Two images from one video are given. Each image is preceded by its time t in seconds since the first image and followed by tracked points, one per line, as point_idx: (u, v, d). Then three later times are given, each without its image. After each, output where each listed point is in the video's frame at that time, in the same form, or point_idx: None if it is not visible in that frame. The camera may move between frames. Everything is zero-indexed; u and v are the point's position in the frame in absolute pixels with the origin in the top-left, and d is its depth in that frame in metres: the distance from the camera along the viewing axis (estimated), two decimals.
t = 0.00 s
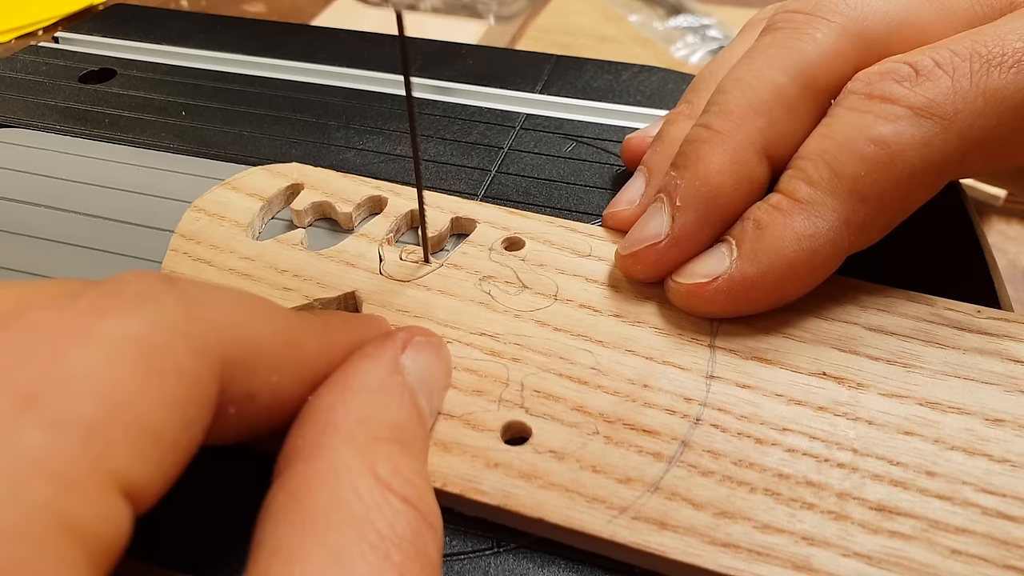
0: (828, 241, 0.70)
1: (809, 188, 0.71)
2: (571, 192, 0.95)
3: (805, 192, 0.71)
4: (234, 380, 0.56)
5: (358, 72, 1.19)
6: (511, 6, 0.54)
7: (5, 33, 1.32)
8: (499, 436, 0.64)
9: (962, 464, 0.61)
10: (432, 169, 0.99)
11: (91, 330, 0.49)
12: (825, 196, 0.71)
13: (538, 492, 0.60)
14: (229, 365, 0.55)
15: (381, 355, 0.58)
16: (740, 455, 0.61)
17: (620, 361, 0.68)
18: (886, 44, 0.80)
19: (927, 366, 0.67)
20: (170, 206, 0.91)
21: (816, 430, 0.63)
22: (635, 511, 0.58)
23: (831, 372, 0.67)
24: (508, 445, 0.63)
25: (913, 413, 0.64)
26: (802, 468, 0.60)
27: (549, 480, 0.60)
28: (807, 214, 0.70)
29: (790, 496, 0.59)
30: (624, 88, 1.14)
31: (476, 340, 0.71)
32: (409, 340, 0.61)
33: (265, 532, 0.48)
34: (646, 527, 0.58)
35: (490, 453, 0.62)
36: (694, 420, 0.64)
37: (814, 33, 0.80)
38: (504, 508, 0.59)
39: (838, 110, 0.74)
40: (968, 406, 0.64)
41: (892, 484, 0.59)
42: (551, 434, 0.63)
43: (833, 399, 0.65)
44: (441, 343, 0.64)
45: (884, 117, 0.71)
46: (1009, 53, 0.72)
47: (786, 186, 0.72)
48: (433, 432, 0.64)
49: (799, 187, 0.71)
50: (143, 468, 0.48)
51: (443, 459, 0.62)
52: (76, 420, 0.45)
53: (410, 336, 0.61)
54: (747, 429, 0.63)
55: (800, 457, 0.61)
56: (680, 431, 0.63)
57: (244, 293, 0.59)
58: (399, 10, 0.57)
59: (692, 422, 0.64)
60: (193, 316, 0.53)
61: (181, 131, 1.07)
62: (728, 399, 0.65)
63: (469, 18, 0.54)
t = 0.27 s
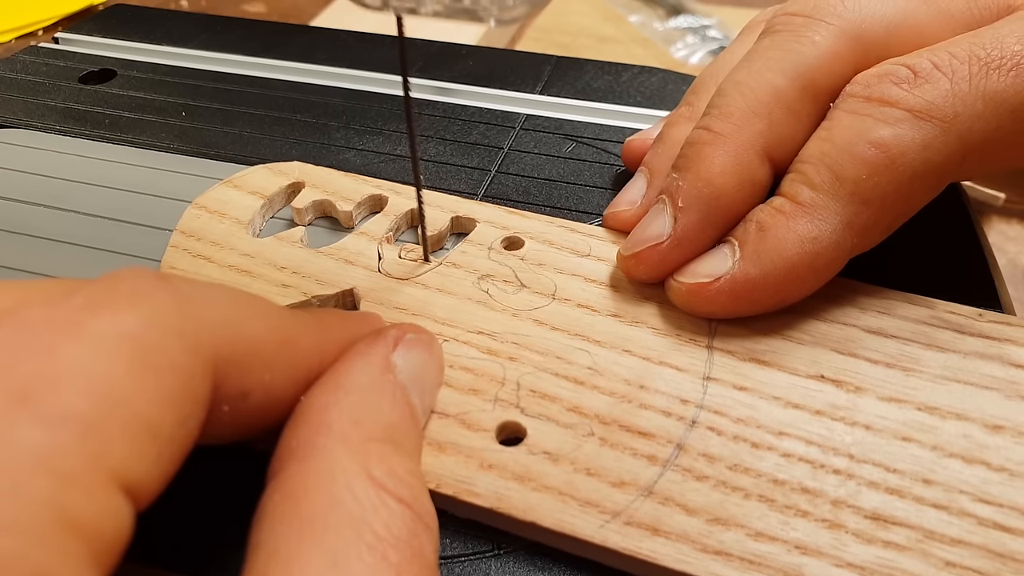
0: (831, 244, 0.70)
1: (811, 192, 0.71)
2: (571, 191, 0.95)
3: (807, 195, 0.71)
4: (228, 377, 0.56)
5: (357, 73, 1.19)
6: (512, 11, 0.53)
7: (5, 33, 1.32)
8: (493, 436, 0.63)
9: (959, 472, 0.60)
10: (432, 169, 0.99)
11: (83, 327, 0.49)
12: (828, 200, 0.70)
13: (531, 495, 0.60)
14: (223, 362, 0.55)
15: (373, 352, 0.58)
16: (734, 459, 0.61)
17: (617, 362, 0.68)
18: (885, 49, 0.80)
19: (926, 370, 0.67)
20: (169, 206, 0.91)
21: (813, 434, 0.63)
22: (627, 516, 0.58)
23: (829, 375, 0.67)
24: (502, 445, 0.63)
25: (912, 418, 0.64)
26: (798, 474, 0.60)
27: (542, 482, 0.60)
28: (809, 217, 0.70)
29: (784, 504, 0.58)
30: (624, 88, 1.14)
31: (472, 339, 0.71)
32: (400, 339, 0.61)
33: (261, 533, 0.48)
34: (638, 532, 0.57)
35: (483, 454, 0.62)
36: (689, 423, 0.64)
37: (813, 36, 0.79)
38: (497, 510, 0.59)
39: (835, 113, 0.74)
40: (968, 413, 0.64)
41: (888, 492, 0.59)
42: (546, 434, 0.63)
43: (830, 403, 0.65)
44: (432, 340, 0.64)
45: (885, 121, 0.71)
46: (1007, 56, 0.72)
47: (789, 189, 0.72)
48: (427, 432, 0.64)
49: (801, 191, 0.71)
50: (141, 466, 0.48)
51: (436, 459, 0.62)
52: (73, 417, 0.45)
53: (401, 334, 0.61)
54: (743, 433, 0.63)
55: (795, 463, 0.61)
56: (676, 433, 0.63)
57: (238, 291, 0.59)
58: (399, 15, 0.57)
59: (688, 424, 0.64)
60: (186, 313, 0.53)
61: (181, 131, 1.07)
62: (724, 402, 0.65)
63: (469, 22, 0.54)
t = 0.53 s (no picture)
0: (830, 253, 0.70)
1: (811, 200, 0.71)
2: (571, 192, 0.95)
3: (807, 204, 0.71)
4: (224, 369, 0.56)
5: (357, 73, 1.19)
6: (512, 12, 0.53)
7: (5, 33, 1.32)
8: (485, 436, 0.64)
9: (953, 479, 0.61)
10: (432, 170, 0.99)
11: (83, 319, 0.49)
12: (828, 208, 0.71)
13: (520, 494, 0.60)
14: (219, 355, 0.55)
15: (366, 353, 0.58)
16: (725, 464, 0.61)
17: (611, 366, 0.68)
18: (888, 51, 0.80)
19: (923, 379, 0.67)
20: (168, 206, 0.91)
21: (806, 440, 0.63)
22: (616, 517, 0.59)
23: (824, 382, 0.67)
24: (493, 446, 0.64)
25: (906, 426, 0.64)
26: (789, 479, 0.60)
27: (531, 482, 0.61)
28: (809, 225, 0.70)
29: (775, 508, 0.59)
30: (624, 88, 1.14)
31: (467, 341, 0.71)
32: (393, 338, 0.61)
33: (253, 530, 0.48)
34: (626, 533, 0.58)
35: (473, 454, 0.63)
36: (682, 426, 0.64)
37: (816, 41, 0.80)
38: (486, 509, 0.60)
39: (839, 122, 0.74)
40: (964, 422, 0.64)
41: (879, 498, 0.59)
42: (536, 436, 0.63)
43: (824, 410, 0.65)
44: (426, 341, 0.64)
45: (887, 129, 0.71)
46: (1006, 61, 0.72)
47: (790, 197, 0.72)
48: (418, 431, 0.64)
49: (801, 199, 0.71)
50: (139, 457, 0.48)
51: (426, 458, 0.62)
52: (72, 407, 0.46)
53: (394, 334, 0.62)
54: (735, 438, 0.63)
55: (787, 468, 0.61)
56: (667, 437, 0.63)
57: (234, 286, 0.59)
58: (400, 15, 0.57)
59: (679, 428, 0.64)
60: (182, 305, 0.53)
61: (181, 132, 1.07)
62: (717, 407, 0.65)
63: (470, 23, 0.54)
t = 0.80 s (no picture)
0: (829, 248, 0.70)
1: (810, 196, 0.71)
2: (571, 191, 0.95)
3: (806, 199, 0.71)
4: (223, 371, 0.56)
5: (358, 73, 1.19)
6: (511, 5, 0.54)
7: (5, 33, 1.32)
8: (486, 436, 0.64)
9: (951, 477, 0.60)
10: (432, 169, 0.99)
11: (78, 320, 0.49)
12: (827, 204, 0.70)
13: (521, 495, 0.60)
14: (218, 356, 0.55)
15: (368, 351, 0.58)
16: (725, 463, 0.61)
17: (610, 364, 0.68)
18: (888, 49, 0.80)
19: (921, 376, 0.67)
20: (168, 206, 0.91)
21: (805, 438, 0.63)
22: (617, 516, 0.58)
23: (823, 379, 0.67)
24: (493, 446, 0.63)
25: (904, 423, 0.64)
26: (789, 477, 0.60)
27: (532, 482, 0.60)
28: (808, 220, 0.70)
29: (774, 507, 0.58)
30: (624, 88, 1.14)
31: (466, 339, 0.71)
32: (395, 336, 0.61)
33: (261, 529, 0.48)
34: (627, 533, 0.58)
35: (474, 454, 0.62)
36: (681, 425, 0.64)
37: (816, 41, 0.80)
38: (487, 509, 0.59)
39: (837, 119, 0.74)
40: (961, 419, 0.64)
41: (878, 496, 0.59)
42: (536, 435, 0.63)
43: (823, 408, 0.65)
44: (426, 339, 0.64)
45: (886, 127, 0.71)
46: (1005, 61, 0.72)
47: (789, 193, 0.72)
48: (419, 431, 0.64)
49: (801, 195, 0.71)
50: (140, 456, 0.48)
51: (428, 458, 0.62)
52: (72, 407, 0.45)
53: (395, 332, 0.61)
54: (734, 436, 0.63)
55: (786, 466, 0.61)
56: (667, 436, 0.63)
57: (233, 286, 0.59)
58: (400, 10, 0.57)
59: (678, 427, 0.64)
60: (180, 305, 0.53)
61: (180, 131, 1.07)
62: (717, 405, 0.65)
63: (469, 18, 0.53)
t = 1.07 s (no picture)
0: (827, 248, 0.70)
1: (808, 195, 0.71)
2: (571, 193, 0.95)
3: (804, 199, 0.71)
4: (226, 372, 0.56)
5: (358, 73, 1.19)
6: (513, 14, 0.54)
7: (5, 33, 1.32)
8: (487, 431, 0.64)
9: (951, 468, 0.60)
10: (433, 170, 0.99)
11: (82, 321, 0.49)
12: (824, 202, 0.71)
13: (523, 490, 0.60)
14: (222, 357, 0.55)
15: (374, 350, 0.58)
16: (726, 455, 0.61)
17: (609, 361, 0.68)
18: (886, 46, 0.80)
19: (919, 369, 0.67)
20: (168, 207, 0.91)
21: (805, 431, 0.63)
22: (619, 510, 0.58)
23: (823, 374, 0.67)
24: (494, 441, 0.63)
25: (903, 416, 0.64)
26: (789, 469, 0.60)
27: (534, 477, 0.60)
28: (806, 220, 0.70)
29: (776, 499, 0.58)
30: (624, 88, 1.14)
31: (466, 338, 0.71)
32: (401, 336, 0.61)
33: (262, 524, 0.48)
34: (629, 526, 0.58)
35: (475, 450, 0.62)
36: (682, 419, 0.64)
37: (813, 39, 0.79)
38: (488, 505, 0.59)
39: (834, 117, 0.74)
40: (960, 411, 0.64)
41: (878, 487, 0.59)
42: (537, 431, 0.63)
43: (822, 402, 0.65)
44: (432, 341, 0.64)
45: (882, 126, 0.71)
46: (1004, 57, 0.72)
47: (785, 193, 0.72)
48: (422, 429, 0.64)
49: (798, 194, 0.71)
50: (138, 458, 0.48)
51: (430, 455, 0.62)
52: (72, 409, 0.46)
53: (401, 332, 0.61)
54: (734, 430, 0.63)
55: (787, 459, 0.61)
56: (668, 431, 0.63)
57: (237, 290, 0.59)
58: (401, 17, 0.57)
59: (679, 421, 0.64)
60: (184, 307, 0.53)
61: (180, 132, 1.07)
62: (717, 400, 0.65)
63: (471, 26, 0.54)
